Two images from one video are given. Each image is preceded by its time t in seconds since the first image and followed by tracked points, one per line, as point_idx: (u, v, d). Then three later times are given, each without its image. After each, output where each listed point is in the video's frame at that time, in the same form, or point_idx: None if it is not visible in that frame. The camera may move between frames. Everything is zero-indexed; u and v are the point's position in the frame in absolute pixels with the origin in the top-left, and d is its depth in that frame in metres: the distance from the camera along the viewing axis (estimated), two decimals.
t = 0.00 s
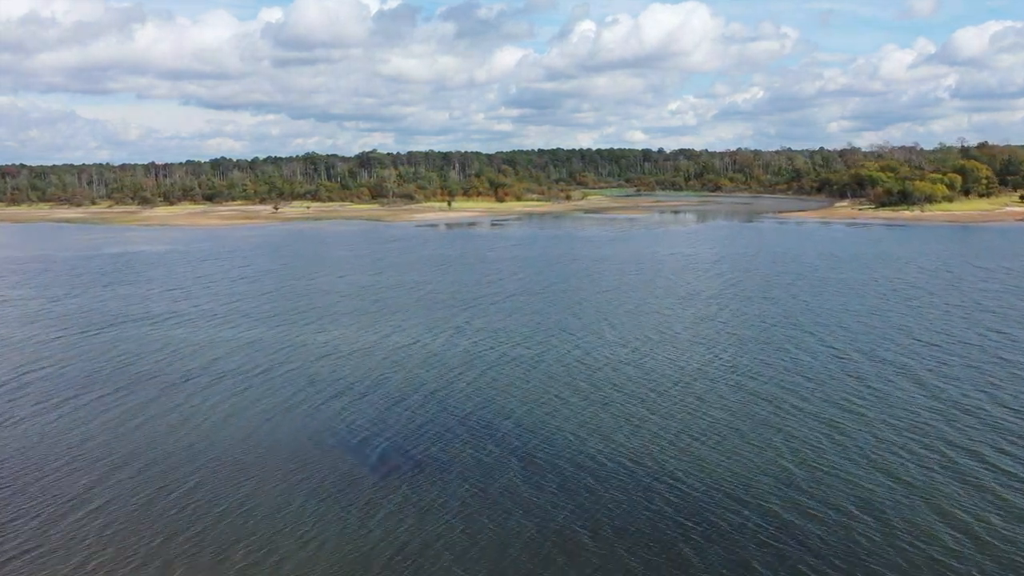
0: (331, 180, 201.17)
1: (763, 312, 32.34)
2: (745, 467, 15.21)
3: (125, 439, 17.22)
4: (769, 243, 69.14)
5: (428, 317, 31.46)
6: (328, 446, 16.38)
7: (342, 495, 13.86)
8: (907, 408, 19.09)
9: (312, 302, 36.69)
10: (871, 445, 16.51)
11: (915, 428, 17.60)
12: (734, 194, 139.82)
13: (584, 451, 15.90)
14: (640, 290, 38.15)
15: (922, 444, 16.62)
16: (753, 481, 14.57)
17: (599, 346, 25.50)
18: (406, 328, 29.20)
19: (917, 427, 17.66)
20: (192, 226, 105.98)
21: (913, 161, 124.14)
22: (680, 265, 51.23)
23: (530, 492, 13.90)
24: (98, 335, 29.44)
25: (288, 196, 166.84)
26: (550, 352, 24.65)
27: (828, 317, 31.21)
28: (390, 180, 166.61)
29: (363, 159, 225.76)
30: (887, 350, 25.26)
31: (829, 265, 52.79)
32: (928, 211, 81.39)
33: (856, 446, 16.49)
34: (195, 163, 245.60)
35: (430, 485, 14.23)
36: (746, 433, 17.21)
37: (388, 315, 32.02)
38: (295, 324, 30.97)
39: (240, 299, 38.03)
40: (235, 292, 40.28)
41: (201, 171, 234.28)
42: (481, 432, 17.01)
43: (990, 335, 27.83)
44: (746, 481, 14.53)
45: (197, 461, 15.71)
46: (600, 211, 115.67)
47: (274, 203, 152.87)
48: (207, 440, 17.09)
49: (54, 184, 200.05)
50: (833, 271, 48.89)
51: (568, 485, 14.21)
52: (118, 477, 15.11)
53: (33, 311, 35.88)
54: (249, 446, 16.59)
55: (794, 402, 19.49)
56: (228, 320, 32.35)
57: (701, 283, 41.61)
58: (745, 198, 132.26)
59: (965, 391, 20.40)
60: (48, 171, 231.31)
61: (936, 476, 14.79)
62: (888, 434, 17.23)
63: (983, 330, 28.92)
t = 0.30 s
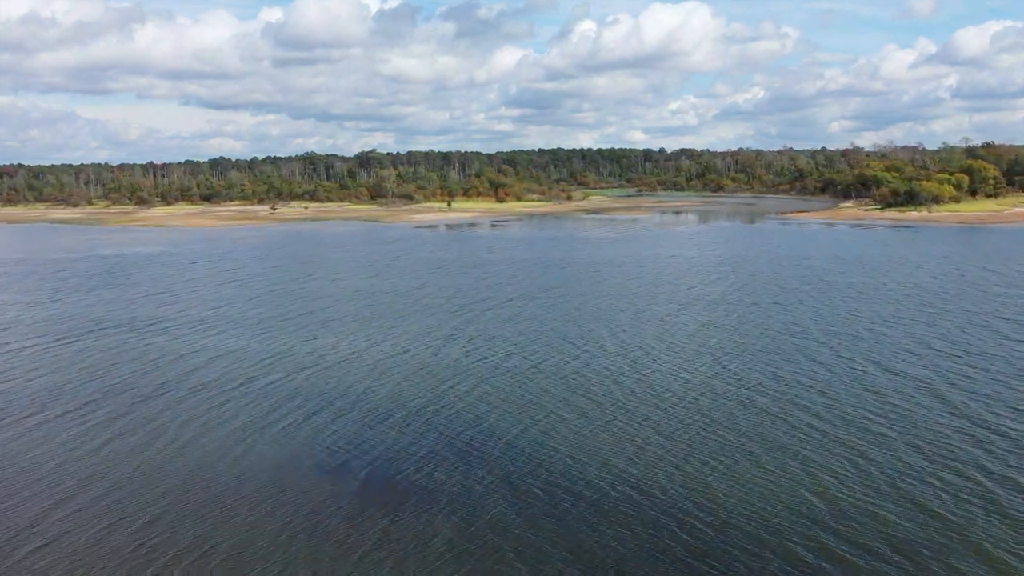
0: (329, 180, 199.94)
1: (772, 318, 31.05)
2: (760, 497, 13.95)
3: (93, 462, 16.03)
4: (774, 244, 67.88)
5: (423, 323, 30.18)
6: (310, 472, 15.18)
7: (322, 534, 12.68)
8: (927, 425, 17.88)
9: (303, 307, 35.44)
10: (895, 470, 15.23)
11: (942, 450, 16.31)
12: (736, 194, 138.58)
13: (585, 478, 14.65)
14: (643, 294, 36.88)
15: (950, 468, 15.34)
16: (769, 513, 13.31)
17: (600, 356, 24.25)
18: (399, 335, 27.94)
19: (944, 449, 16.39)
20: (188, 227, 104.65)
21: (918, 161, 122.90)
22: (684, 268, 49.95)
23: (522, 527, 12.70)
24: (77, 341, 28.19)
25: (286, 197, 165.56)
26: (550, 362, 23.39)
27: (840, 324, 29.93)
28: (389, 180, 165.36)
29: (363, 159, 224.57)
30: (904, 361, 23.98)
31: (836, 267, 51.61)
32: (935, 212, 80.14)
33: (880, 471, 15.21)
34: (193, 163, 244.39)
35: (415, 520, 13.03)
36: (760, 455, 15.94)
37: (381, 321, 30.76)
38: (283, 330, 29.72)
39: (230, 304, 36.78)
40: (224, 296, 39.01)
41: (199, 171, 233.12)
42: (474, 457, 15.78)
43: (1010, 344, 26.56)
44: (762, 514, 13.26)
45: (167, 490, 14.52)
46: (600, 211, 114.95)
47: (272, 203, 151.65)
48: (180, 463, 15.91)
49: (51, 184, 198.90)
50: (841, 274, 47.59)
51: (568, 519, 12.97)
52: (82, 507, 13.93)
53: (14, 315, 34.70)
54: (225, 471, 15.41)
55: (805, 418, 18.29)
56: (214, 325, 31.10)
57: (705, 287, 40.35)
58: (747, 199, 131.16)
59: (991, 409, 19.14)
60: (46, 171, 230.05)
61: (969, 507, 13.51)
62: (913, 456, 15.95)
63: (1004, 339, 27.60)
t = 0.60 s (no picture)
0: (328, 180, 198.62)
1: (784, 325, 29.70)
2: (779, 534, 12.68)
3: (55, 488, 14.77)
4: (780, 246, 66.48)
5: (419, 330, 28.85)
6: (291, 501, 13.92)
7: None
8: (956, 447, 16.61)
9: (295, 312, 34.11)
10: (927, 500, 13.95)
11: (976, 477, 15.03)
12: (739, 194, 137.27)
13: (589, 512, 13.37)
14: (648, 299, 35.53)
15: (987, 500, 14.06)
16: (792, 554, 12.04)
17: (605, 367, 22.94)
18: (393, 344, 26.59)
19: (978, 476, 15.12)
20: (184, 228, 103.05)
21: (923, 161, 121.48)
22: (688, 270, 48.60)
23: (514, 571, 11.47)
24: (54, 349, 26.86)
25: (284, 197, 164.18)
26: (552, 375, 22.08)
27: (856, 332, 28.57)
28: (389, 180, 164.04)
29: (362, 159, 223.23)
30: (928, 374, 22.65)
31: (844, 270, 50.33)
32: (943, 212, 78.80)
33: (910, 503, 13.93)
34: (192, 163, 242.84)
35: (396, 561, 11.80)
36: (778, 483, 14.67)
37: (375, 329, 29.43)
38: (272, 338, 28.37)
39: (219, 309, 35.43)
40: (214, 301, 37.62)
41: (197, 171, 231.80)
42: (469, 485, 14.51)
43: None
44: (784, 555, 11.99)
45: (130, 521, 13.31)
46: (601, 212, 114.10)
47: (270, 203, 149.99)
48: (150, 490, 14.65)
49: (48, 184, 197.61)
50: (851, 278, 46.20)
51: (569, 561, 11.73)
52: (37, 545, 12.71)
53: None
54: (198, 500, 14.16)
55: (824, 439, 17.02)
56: (200, 332, 29.76)
57: (712, 291, 39.01)
58: (750, 199, 130.01)
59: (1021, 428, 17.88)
60: (43, 171, 228.36)
61: (1013, 549, 12.23)
62: (945, 484, 14.67)
63: None
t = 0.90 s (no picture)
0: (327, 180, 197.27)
1: (797, 333, 28.29)
2: None
3: (9, 525, 13.60)
4: (785, 248, 65.15)
5: (413, 339, 27.51)
6: (262, 544, 12.62)
7: None
8: (990, 473, 15.28)
9: (286, 318, 32.84)
10: (968, 539, 12.58)
11: (1021, 511, 13.64)
12: (742, 194, 136.01)
13: (590, 559, 12.03)
14: (652, 304, 34.18)
15: None
16: None
17: (608, 380, 21.58)
18: (386, 354, 25.26)
19: (1019, 509, 13.78)
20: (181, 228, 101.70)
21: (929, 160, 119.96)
22: (694, 274, 47.25)
23: None
24: (29, 358, 25.59)
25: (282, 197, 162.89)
26: (552, 389, 20.70)
27: (873, 341, 27.20)
28: (388, 180, 162.74)
29: (362, 159, 221.93)
30: (954, 388, 21.23)
31: (853, 273, 48.97)
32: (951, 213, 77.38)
33: (949, 542, 12.57)
34: (190, 163, 241.58)
35: None
36: (801, 518, 13.27)
37: (367, 337, 28.09)
38: (259, 345, 27.04)
39: (207, 314, 34.17)
40: (201, 306, 36.30)
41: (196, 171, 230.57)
42: (459, 521, 13.23)
43: None
44: None
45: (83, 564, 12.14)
46: (602, 211, 113.64)
47: (269, 203, 148.86)
48: (112, 528, 13.39)
49: (45, 184, 196.42)
50: (862, 281, 44.79)
51: None
52: None
53: None
54: (164, 541, 12.88)
55: (847, 464, 15.69)
56: (184, 338, 28.46)
57: (719, 296, 37.67)
58: (753, 199, 129.18)
59: None
60: (41, 171, 227.14)
61: None
62: (987, 520, 13.28)
63: None
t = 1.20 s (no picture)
0: (326, 180, 195.95)
1: (808, 342, 26.99)
2: None
3: None
4: (790, 250, 63.93)
5: (406, 348, 26.26)
6: None
7: None
8: None
9: (275, 324, 31.62)
10: None
11: None
12: (744, 194, 134.83)
13: None
14: (656, 310, 32.91)
15: None
16: None
17: (610, 395, 20.33)
18: (377, 365, 24.01)
19: None
20: (178, 228, 100.54)
21: (934, 160, 118.45)
22: (698, 277, 45.97)
23: None
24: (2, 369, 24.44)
25: (280, 198, 161.59)
26: (550, 405, 19.44)
27: (889, 350, 25.90)
28: (387, 180, 161.44)
29: (361, 159, 220.65)
30: (979, 405, 19.93)
31: (862, 276, 47.64)
32: (958, 214, 75.97)
33: None
34: (190, 163, 240.51)
35: None
36: (825, 560, 12.01)
37: (358, 346, 26.86)
38: (244, 354, 25.84)
39: (194, 320, 32.95)
40: (188, 312, 35.11)
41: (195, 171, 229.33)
42: (443, 563, 12.02)
43: None
44: None
45: None
46: (603, 211, 113.31)
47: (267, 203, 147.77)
48: (63, 568, 12.20)
49: (43, 184, 195.18)
50: (872, 284, 43.47)
51: None
52: None
53: None
54: None
55: (872, 493, 14.40)
56: (166, 347, 27.29)
57: (725, 301, 36.40)
58: (755, 198, 128.57)
59: None
60: (40, 171, 225.89)
61: None
62: None
63: None
